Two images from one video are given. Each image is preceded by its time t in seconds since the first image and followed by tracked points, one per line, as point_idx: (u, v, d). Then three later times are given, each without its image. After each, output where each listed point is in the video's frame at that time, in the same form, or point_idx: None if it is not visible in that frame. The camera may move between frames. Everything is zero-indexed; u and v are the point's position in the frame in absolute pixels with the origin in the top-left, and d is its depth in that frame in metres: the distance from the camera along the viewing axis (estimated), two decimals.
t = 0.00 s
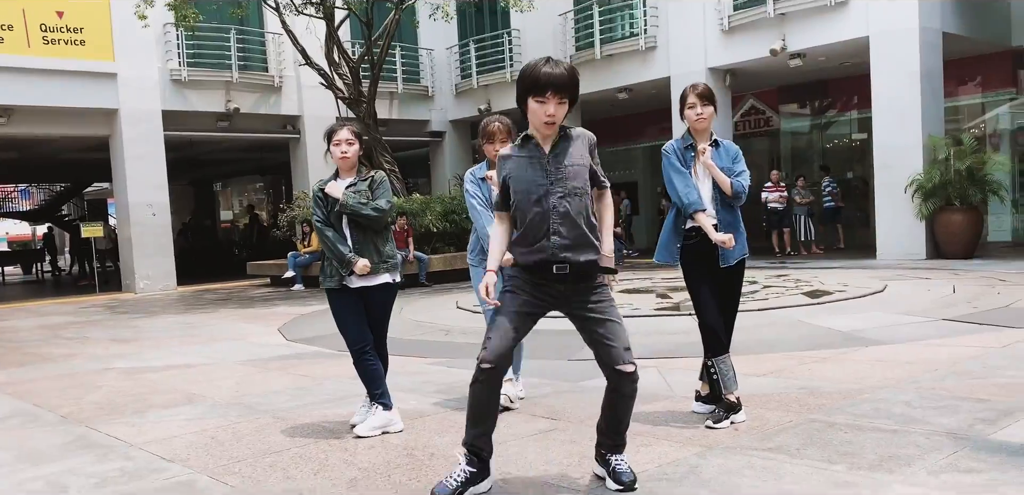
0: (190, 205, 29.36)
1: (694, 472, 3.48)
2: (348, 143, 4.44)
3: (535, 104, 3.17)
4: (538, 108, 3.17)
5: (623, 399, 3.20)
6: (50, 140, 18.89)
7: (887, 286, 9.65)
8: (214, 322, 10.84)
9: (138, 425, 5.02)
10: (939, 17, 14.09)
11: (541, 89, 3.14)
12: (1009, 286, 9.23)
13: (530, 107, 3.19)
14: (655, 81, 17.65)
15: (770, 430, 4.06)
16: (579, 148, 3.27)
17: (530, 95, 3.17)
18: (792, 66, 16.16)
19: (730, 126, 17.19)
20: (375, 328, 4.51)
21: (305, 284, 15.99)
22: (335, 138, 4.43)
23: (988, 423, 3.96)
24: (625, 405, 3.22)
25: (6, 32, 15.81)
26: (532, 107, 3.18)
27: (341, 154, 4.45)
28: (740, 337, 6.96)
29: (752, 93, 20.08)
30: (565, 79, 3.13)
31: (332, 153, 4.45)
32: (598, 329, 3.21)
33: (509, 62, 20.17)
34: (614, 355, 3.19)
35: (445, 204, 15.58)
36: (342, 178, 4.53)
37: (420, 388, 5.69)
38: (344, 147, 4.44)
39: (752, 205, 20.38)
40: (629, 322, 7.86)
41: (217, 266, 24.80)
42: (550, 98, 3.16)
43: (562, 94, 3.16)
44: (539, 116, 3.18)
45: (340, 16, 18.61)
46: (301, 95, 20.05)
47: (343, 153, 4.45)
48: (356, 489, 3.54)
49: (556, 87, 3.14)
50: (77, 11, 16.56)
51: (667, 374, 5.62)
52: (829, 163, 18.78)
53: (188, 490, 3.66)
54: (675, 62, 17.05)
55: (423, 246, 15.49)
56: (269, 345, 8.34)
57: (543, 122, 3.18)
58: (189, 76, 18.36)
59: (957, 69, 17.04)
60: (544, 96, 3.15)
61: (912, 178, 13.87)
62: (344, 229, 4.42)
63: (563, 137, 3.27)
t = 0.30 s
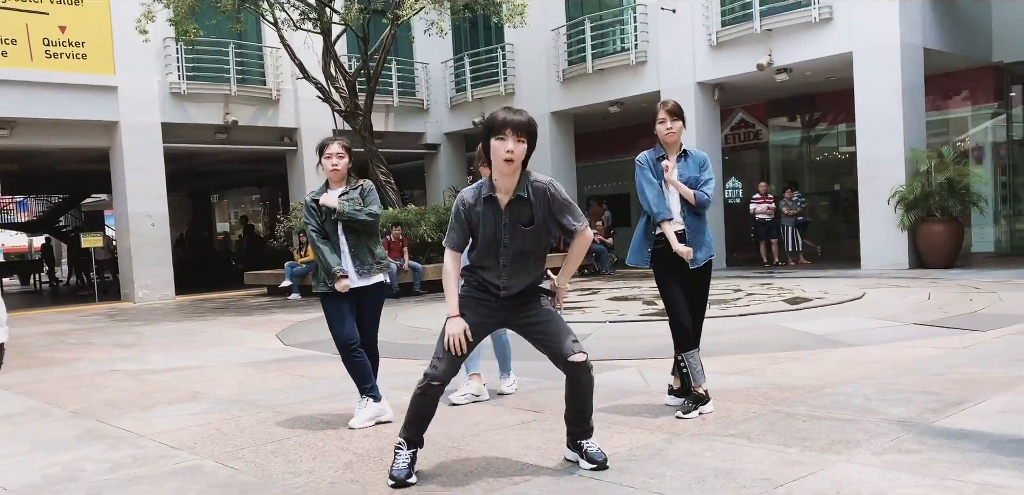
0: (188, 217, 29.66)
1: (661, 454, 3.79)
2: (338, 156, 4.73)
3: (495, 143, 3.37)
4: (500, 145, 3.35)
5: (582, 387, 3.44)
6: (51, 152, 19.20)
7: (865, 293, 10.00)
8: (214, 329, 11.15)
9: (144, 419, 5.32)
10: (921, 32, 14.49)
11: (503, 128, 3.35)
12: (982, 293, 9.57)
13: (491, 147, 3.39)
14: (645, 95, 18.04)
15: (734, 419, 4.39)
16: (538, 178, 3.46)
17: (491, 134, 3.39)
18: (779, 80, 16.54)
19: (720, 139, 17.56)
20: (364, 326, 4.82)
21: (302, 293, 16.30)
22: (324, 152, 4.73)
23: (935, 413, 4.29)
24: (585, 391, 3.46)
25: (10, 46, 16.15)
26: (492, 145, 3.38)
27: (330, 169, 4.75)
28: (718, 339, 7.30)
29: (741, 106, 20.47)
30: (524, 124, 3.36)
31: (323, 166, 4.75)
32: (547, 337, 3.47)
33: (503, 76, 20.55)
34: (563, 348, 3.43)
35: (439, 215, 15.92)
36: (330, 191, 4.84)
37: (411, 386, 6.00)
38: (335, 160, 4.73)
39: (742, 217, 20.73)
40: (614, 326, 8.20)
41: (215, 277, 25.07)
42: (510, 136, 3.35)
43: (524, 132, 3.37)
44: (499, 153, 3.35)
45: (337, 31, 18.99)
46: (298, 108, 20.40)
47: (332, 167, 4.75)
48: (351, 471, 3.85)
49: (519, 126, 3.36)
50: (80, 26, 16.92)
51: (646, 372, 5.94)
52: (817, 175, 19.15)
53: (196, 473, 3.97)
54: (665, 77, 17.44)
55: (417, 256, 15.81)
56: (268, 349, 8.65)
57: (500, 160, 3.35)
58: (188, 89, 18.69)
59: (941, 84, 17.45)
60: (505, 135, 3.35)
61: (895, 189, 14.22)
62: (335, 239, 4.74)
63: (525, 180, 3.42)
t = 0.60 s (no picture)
0: (188, 224, 30.04)
1: (631, 437, 4.18)
2: (326, 165, 5.26)
3: (466, 154, 3.81)
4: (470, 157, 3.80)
5: (550, 372, 3.88)
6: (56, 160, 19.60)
7: (844, 298, 10.39)
8: (216, 332, 11.52)
9: (156, 411, 5.70)
10: (903, 46, 14.94)
11: (473, 142, 3.78)
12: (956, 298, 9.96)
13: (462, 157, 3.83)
14: (637, 105, 18.48)
15: (702, 409, 4.77)
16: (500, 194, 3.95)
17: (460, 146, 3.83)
18: (766, 92, 16.98)
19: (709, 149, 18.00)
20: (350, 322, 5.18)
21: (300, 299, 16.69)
22: (315, 163, 5.26)
23: (885, 403, 4.68)
24: (553, 377, 3.91)
25: (17, 57, 16.54)
26: (464, 155, 3.81)
27: (319, 179, 5.27)
28: (698, 340, 7.69)
29: (731, 116, 20.90)
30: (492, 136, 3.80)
31: (313, 175, 5.27)
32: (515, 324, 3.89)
33: (498, 86, 20.98)
34: (531, 337, 3.86)
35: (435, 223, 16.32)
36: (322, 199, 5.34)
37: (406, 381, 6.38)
38: (323, 168, 5.25)
39: (733, 224, 21.14)
40: (600, 328, 8.59)
41: (215, 284, 25.45)
42: (479, 148, 3.80)
43: (492, 145, 3.81)
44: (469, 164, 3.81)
45: (335, 43, 19.43)
46: (298, 118, 20.82)
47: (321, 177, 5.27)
48: (349, 453, 4.23)
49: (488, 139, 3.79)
50: (85, 38, 17.35)
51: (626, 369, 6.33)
52: (806, 184, 19.58)
53: (207, 456, 4.35)
54: (656, 88, 17.89)
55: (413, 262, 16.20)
56: (269, 350, 9.03)
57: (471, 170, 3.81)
58: (190, 99, 19.09)
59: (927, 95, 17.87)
60: (476, 148, 3.80)
61: (878, 198, 14.63)
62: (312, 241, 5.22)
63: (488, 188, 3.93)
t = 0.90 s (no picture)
0: (190, 228, 30.46)
1: (608, 419, 4.59)
2: (318, 179, 5.67)
3: (439, 165, 4.29)
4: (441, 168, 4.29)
5: (529, 356, 4.36)
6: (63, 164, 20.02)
7: (827, 298, 10.80)
8: (222, 331, 11.95)
9: (171, 400, 6.12)
10: (889, 54, 15.37)
11: (443, 154, 4.26)
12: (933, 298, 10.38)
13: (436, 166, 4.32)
14: (632, 111, 18.91)
15: (677, 396, 5.19)
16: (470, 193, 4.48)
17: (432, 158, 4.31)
18: (757, 99, 17.40)
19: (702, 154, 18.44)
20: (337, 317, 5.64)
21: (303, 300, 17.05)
22: (308, 175, 5.69)
23: (845, 390, 5.09)
24: (533, 359, 4.37)
25: (26, 63, 16.97)
26: (437, 166, 4.30)
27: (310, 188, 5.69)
28: (682, 336, 8.11)
29: (724, 122, 21.34)
30: (459, 146, 4.27)
31: (306, 187, 5.71)
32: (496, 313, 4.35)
33: (496, 92, 21.43)
34: (512, 325, 4.34)
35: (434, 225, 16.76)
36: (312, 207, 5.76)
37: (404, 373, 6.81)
38: (316, 182, 5.68)
39: (726, 228, 21.55)
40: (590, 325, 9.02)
41: (217, 286, 25.85)
42: (452, 159, 4.28)
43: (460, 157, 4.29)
44: (444, 173, 4.31)
45: (337, 49, 19.87)
46: (300, 123, 21.24)
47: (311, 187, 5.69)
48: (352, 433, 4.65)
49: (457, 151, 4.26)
50: (93, 44, 17.78)
51: (611, 363, 6.75)
52: (797, 188, 20.00)
53: (221, 437, 4.77)
54: (649, 94, 18.32)
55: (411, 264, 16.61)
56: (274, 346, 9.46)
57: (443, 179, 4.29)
58: (194, 104, 19.51)
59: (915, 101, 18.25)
60: (447, 160, 4.27)
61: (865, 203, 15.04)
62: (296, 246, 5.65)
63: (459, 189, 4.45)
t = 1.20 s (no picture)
0: (194, 227, 30.86)
1: (598, 401, 4.99)
2: (311, 197, 6.06)
3: (428, 184, 4.64)
4: (428, 186, 4.63)
5: (522, 346, 4.76)
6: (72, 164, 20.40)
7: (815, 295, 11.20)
8: (230, 327, 12.35)
9: (189, 387, 6.52)
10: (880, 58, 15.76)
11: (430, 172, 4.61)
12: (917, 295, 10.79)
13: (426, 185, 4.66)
14: (630, 114, 19.31)
15: (662, 382, 5.59)
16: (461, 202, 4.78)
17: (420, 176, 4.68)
18: (752, 102, 17.80)
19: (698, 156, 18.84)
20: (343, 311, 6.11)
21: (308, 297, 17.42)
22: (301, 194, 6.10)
23: (818, 377, 5.49)
24: (525, 348, 4.78)
25: (38, 66, 17.37)
26: (426, 184, 4.64)
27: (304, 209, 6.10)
28: (672, 330, 8.51)
29: (721, 124, 21.73)
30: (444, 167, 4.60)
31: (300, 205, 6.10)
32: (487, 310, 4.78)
33: (497, 94, 21.84)
34: (501, 318, 4.75)
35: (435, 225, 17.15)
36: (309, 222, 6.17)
37: (408, 362, 7.21)
38: (309, 200, 6.06)
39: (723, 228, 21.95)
40: (585, 320, 9.42)
41: (221, 284, 26.26)
42: (437, 177, 4.61)
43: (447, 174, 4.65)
44: (432, 192, 4.63)
45: (341, 52, 20.28)
46: (304, 124, 21.65)
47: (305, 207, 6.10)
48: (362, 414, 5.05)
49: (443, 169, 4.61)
50: (102, 46, 18.18)
51: (603, 355, 7.15)
52: (792, 189, 20.39)
53: (242, 417, 5.17)
54: (647, 96, 18.72)
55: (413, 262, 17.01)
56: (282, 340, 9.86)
57: (432, 196, 4.64)
58: (201, 106, 19.90)
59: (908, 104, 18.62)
60: (435, 178, 4.62)
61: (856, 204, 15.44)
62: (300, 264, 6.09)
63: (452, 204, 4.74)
